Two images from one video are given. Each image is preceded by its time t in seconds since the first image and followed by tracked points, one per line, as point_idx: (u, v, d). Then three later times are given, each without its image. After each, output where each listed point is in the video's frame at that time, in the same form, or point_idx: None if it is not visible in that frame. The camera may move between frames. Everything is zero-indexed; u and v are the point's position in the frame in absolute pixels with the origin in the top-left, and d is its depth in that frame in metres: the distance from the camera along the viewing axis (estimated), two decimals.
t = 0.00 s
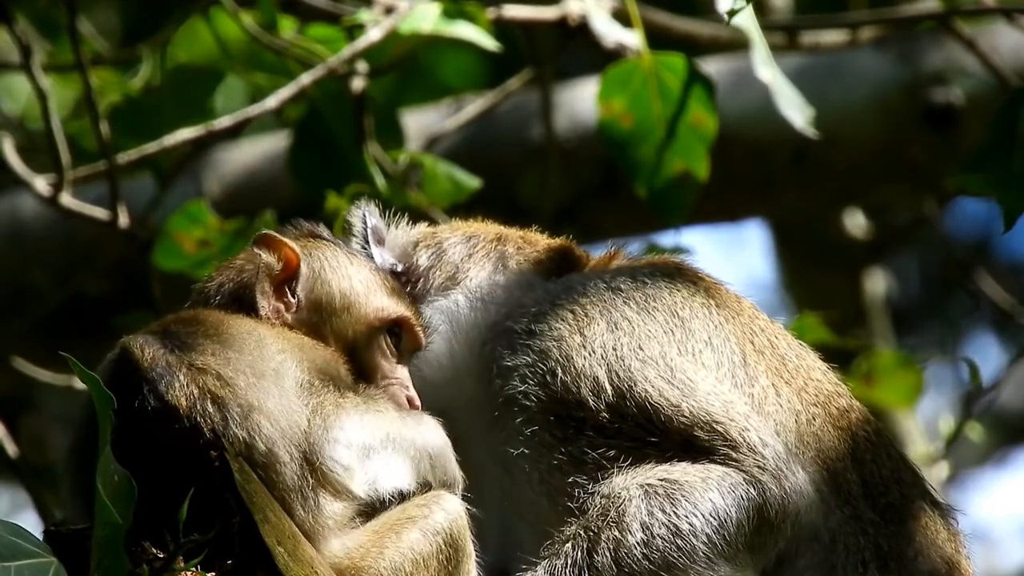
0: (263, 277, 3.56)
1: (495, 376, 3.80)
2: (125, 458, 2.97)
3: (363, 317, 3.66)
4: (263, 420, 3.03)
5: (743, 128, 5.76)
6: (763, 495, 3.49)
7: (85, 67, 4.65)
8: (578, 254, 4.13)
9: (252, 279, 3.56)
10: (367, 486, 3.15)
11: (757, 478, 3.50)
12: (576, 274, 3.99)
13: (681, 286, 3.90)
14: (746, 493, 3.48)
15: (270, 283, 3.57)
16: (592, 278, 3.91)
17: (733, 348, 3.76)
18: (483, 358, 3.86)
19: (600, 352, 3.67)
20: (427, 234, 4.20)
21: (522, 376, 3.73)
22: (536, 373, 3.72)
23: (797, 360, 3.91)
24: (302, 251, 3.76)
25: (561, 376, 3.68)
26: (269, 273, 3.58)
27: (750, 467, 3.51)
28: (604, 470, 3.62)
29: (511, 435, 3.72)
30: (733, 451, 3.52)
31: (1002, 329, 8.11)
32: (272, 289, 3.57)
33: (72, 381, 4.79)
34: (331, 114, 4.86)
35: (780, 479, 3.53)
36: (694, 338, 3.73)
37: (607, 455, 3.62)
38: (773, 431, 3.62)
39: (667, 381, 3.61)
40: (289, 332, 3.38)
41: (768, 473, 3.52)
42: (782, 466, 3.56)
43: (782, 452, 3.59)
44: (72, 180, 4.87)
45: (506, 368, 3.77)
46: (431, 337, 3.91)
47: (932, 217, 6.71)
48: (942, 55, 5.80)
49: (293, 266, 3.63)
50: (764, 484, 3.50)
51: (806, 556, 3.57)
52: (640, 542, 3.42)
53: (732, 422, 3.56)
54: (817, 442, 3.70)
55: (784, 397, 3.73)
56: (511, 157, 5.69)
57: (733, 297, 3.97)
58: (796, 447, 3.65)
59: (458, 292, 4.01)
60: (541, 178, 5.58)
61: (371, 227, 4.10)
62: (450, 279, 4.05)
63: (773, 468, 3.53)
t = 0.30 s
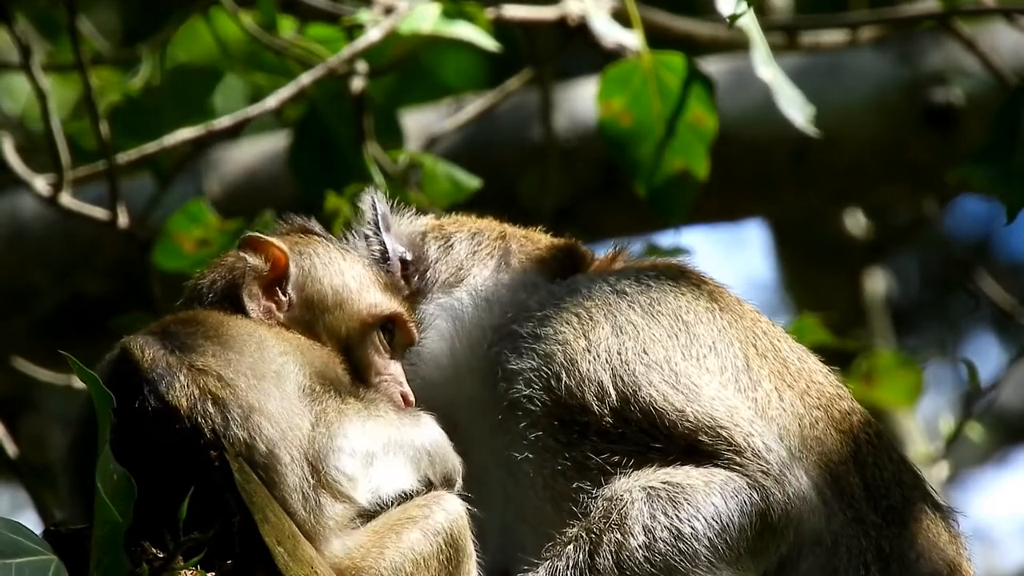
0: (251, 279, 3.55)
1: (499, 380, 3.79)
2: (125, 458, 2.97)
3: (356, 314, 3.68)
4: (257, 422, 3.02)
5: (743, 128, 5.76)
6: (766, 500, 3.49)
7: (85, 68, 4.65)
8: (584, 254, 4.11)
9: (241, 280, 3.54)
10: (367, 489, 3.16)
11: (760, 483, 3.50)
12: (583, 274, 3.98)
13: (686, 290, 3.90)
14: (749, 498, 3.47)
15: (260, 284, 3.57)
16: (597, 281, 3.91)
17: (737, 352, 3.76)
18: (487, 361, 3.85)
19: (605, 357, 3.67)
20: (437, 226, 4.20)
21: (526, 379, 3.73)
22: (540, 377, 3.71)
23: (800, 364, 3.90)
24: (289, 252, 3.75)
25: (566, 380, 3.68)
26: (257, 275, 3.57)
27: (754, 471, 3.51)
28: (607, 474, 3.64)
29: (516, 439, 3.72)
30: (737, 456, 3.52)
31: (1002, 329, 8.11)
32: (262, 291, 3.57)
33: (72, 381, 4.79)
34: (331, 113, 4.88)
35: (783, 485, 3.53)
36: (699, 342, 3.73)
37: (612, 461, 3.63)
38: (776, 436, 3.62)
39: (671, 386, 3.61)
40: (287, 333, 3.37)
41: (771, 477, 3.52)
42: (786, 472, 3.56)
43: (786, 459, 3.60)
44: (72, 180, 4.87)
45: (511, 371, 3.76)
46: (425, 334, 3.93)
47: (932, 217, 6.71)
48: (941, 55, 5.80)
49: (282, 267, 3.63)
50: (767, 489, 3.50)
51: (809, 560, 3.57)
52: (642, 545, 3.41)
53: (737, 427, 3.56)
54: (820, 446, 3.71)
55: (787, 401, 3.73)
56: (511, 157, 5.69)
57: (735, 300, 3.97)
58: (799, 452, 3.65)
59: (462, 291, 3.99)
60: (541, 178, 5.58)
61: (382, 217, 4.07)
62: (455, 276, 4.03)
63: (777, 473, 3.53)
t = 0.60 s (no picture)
0: (292, 291, 3.73)
1: (506, 384, 3.77)
2: (123, 458, 2.96)
3: (376, 365, 3.69)
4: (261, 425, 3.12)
5: (742, 128, 5.76)
6: (770, 510, 3.45)
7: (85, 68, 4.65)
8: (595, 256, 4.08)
9: (284, 291, 3.72)
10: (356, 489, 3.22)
11: (765, 493, 3.47)
12: (593, 278, 3.94)
13: (692, 298, 3.87)
14: (754, 507, 3.44)
15: (292, 300, 3.72)
16: (605, 285, 3.89)
17: (743, 360, 3.74)
18: (495, 364, 3.83)
19: (613, 362, 3.65)
20: (459, 214, 4.22)
21: (534, 385, 3.71)
22: (548, 382, 3.69)
23: (802, 370, 3.90)
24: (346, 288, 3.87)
25: (573, 386, 3.66)
26: (297, 289, 3.74)
27: (759, 481, 3.48)
28: (612, 481, 3.61)
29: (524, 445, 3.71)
30: (743, 465, 3.49)
31: (1002, 329, 8.11)
32: (293, 306, 3.72)
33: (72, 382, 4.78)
34: (331, 116, 4.87)
35: (788, 496, 3.50)
36: (706, 348, 3.71)
37: (617, 469, 3.60)
38: (780, 447, 3.59)
39: (679, 393, 3.59)
40: (288, 355, 3.43)
41: (775, 488, 3.49)
42: (791, 483, 3.53)
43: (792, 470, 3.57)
44: (72, 180, 4.87)
45: (518, 374, 3.74)
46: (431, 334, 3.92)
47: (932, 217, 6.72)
48: (941, 55, 5.80)
49: (323, 293, 3.76)
50: (772, 499, 3.47)
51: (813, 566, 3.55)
52: (644, 551, 3.37)
53: (744, 436, 3.53)
54: (823, 455, 3.69)
55: (792, 410, 3.72)
56: (511, 157, 5.69)
57: (739, 307, 3.96)
58: (804, 462, 3.63)
59: (470, 287, 4.01)
60: (541, 178, 5.58)
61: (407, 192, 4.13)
62: (465, 271, 4.05)
63: (781, 484, 3.50)
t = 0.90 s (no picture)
0: (320, 301, 3.57)
1: (514, 395, 3.78)
2: (121, 457, 2.97)
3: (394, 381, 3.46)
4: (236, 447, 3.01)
5: (742, 128, 5.76)
6: (776, 521, 3.46)
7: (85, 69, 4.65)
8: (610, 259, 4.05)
9: (316, 300, 3.57)
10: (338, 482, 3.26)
11: (772, 504, 3.47)
12: (604, 286, 3.92)
13: (701, 309, 3.87)
14: (760, 517, 3.44)
15: (324, 316, 3.56)
16: (615, 293, 3.88)
17: (749, 372, 3.74)
18: (501, 372, 3.82)
19: (622, 374, 3.67)
20: (487, 200, 4.14)
21: (543, 397, 3.73)
22: (557, 394, 3.71)
23: (807, 378, 3.90)
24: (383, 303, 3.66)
25: (582, 398, 3.68)
26: (328, 303, 3.56)
27: (766, 492, 3.48)
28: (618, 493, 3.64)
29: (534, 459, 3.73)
30: (751, 476, 3.50)
31: (1002, 328, 8.11)
32: (323, 316, 3.56)
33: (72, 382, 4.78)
34: (331, 116, 4.87)
35: (796, 509, 3.50)
36: (714, 360, 3.72)
37: (623, 480, 3.62)
38: (788, 459, 3.60)
39: (688, 405, 3.60)
40: (295, 370, 3.30)
41: (782, 499, 3.50)
42: (800, 497, 3.54)
43: (799, 481, 3.57)
44: (71, 180, 4.87)
45: (528, 386, 3.75)
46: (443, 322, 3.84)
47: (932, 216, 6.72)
48: (941, 55, 5.80)
49: (354, 310, 3.57)
50: (779, 511, 3.48)
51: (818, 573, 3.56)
52: (647, 559, 3.39)
53: (753, 449, 3.54)
54: (830, 467, 3.72)
55: (799, 420, 3.73)
56: (511, 158, 5.69)
57: (743, 315, 3.95)
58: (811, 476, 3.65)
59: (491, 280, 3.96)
60: (542, 178, 5.58)
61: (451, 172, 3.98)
62: (490, 261, 3.98)
63: (789, 496, 3.51)
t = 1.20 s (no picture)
0: (328, 281, 3.51)
1: (519, 406, 3.75)
2: (120, 457, 3.04)
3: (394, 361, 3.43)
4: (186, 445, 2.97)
5: (742, 128, 5.76)
6: (780, 533, 3.45)
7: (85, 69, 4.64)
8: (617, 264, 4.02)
9: (327, 278, 3.51)
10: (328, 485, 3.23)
11: (777, 517, 3.47)
12: (609, 294, 3.87)
13: (706, 320, 3.83)
14: (762, 529, 3.44)
15: (333, 295, 3.50)
16: (619, 300, 3.84)
17: (752, 382, 3.73)
18: (502, 380, 3.79)
19: (628, 385, 3.64)
20: (506, 194, 4.02)
21: (548, 409, 3.70)
22: (562, 406, 3.69)
23: (807, 386, 3.89)
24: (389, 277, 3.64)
25: (587, 410, 3.66)
26: (337, 281, 3.51)
27: (769, 503, 3.48)
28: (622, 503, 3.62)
29: (541, 475, 3.70)
30: (755, 487, 3.50)
31: (1002, 328, 8.11)
32: (332, 296, 3.50)
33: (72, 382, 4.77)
34: (331, 114, 4.88)
35: (799, 520, 3.50)
36: (719, 371, 3.70)
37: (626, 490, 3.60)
38: (791, 470, 3.60)
39: (695, 417, 3.58)
40: (280, 365, 3.29)
41: (785, 511, 3.49)
42: (802, 507, 3.53)
43: (801, 492, 3.57)
44: (71, 180, 4.87)
45: (533, 398, 3.72)
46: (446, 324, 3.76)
47: (932, 216, 6.72)
48: (941, 55, 5.80)
49: (364, 289, 3.53)
50: (783, 524, 3.47)
51: None
52: (648, 566, 3.38)
53: (758, 461, 3.53)
54: (833, 472, 3.75)
55: (802, 429, 3.75)
56: (511, 157, 5.68)
57: (743, 323, 3.93)
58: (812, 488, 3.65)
59: (502, 274, 3.87)
60: (542, 178, 5.58)
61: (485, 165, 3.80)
62: (506, 260, 3.88)
63: (793, 509, 3.51)
